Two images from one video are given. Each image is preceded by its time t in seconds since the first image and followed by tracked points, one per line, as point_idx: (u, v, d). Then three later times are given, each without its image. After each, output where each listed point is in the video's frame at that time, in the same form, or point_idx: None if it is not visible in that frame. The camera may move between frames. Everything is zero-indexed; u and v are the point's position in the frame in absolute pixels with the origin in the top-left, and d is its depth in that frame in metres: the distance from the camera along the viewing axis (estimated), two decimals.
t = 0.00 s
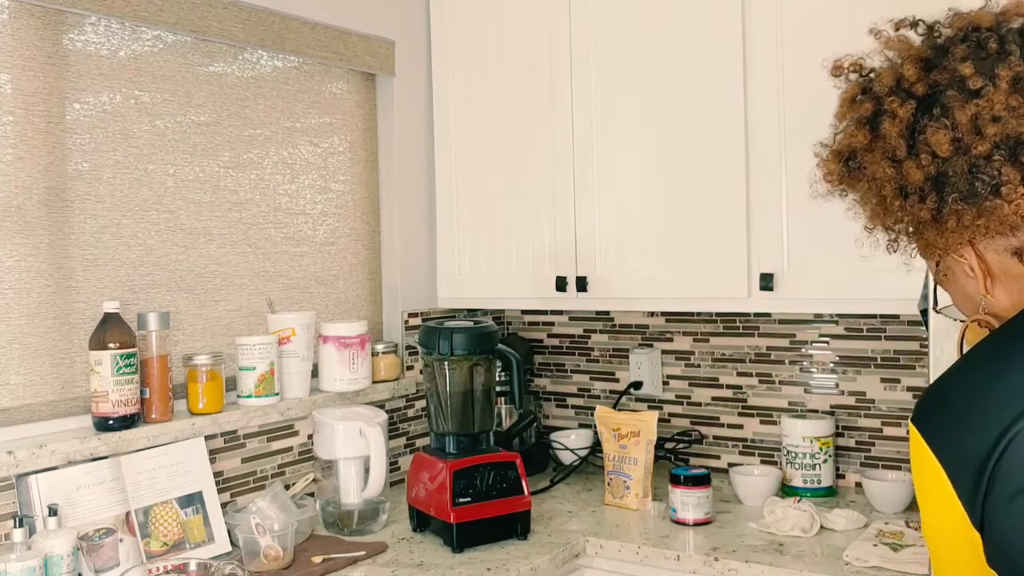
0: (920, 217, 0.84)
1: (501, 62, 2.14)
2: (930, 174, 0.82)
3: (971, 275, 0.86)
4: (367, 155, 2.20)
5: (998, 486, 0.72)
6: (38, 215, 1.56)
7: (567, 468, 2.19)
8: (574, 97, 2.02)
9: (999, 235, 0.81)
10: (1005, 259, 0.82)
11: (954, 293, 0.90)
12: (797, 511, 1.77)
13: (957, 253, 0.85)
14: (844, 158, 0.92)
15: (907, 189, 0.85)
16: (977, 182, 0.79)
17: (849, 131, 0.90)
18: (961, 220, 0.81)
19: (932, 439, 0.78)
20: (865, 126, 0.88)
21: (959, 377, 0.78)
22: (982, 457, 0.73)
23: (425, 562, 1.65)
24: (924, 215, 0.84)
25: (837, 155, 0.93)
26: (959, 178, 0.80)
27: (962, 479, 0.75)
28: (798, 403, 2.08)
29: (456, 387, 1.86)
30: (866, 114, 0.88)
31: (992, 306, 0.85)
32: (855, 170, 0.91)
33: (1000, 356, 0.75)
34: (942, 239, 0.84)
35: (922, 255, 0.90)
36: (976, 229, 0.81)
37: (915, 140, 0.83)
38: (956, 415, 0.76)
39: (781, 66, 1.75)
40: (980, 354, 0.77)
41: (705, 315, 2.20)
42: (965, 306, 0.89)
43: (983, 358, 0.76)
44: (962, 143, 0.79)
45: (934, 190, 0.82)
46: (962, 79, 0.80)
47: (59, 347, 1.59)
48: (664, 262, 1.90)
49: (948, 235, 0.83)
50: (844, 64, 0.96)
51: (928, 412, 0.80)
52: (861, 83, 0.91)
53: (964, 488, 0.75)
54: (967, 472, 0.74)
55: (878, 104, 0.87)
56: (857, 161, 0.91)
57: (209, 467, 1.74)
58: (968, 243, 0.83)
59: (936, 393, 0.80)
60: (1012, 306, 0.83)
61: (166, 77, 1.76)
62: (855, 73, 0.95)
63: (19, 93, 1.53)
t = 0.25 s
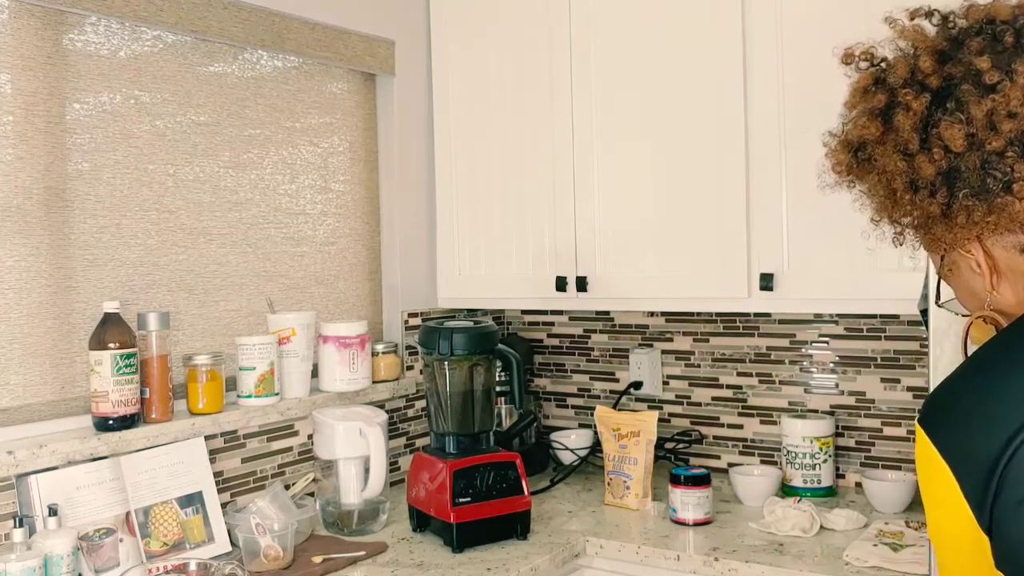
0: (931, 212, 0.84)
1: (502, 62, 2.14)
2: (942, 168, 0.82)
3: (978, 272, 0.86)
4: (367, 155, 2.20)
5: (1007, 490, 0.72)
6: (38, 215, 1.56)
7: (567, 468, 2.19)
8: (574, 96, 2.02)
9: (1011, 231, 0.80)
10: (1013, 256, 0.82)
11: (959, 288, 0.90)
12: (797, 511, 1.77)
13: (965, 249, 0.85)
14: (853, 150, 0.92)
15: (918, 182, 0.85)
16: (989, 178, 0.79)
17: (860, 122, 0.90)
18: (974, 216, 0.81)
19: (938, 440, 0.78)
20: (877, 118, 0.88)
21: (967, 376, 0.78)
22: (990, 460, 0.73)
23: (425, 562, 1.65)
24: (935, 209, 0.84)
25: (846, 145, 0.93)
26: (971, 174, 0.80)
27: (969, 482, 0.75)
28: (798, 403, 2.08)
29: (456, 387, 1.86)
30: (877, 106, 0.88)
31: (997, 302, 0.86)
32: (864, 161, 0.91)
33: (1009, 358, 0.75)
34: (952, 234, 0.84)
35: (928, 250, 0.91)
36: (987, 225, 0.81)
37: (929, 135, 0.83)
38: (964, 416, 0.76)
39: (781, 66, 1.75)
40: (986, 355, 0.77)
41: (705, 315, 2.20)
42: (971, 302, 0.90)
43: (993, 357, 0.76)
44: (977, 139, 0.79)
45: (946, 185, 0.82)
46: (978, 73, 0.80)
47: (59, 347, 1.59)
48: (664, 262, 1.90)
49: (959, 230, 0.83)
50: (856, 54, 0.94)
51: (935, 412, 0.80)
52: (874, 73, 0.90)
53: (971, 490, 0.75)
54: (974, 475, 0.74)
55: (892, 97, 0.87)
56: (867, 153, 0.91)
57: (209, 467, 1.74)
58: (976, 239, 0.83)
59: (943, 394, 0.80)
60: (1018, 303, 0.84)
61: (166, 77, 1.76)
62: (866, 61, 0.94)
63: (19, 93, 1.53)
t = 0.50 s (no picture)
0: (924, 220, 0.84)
1: (502, 63, 2.14)
2: (935, 176, 0.82)
3: (975, 278, 0.86)
4: (367, 155, 2.20)
5: (1007, 493, 0.71)
6: (38, 215, 1.56)
7: (567, 468, 2.19)
8: (574, 96, 2.02)
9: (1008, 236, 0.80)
10: (1009, 261, 0.82)
11: (956, 293, 0.90)
12: (797, 511, 1.77)
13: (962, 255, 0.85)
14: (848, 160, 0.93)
15: (912, 190, 0.85)
16: (983, 184, 0.79)
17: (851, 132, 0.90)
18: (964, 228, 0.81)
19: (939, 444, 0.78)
20: (869, 127, 0.88)
21: (969, 381, 0.78)
22: (990, 462, 0.73)
23: (425, 562, 1.65)
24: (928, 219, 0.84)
25: (840, 155, 0.93)
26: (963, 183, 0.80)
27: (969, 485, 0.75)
28: (798, 403, 2.08)
29: (456, 387, 1.86)
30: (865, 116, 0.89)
31: (995, 307, 0.85)
32: (858, 170, 0.91)
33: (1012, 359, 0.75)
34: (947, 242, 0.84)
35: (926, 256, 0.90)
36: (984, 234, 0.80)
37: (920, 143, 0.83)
38: (966, 420, 0.76)
39: (781, 66, 1.75)
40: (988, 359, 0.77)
41: (705, 315, 2.20)
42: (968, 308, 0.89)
43: (994, 361, 0.76)
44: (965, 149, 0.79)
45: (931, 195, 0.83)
46: (968, 81, 0.80)
47: (59, 347, 1.59)
48: (664, 262, 1.90)
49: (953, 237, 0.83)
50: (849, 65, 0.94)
51: (938, 414, 0.80)
52: (865, 83, 0.91)
53: (971, 491, 0.75)
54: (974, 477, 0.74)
55: (883, 106, 0.87)
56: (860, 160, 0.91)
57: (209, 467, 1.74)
58: (973, 245, 0.83)
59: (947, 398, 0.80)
60: (1016, 310, 0.83)
61: (166, 77, 1.76)
62: (856, 71, 0.94)
63: (19, 93, 1.53)
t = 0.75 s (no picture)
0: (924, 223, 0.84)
1: (502, 64, 2.14)
2: (935, 178, 0.82)
3: (975, 281, 0.85)
4: (367, 155, 2.20)
5: (1005, 492, 0.72)
6: (38, 215, 1.56)
7: (567, 468, 2.19)
8: (574, 96, 2.02)
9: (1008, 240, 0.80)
10: (1009, 263, 0.82)
11: (956, 296, 0.89)
12: (797, 511, 1.77)
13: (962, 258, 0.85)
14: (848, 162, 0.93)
15: (912, 193, 0.85)
16: (982, 186, 0.79)
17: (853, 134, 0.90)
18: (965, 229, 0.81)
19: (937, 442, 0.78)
20: (869, 130, 0.88)
21: (967, 381, 0.78)
22: (988, 461, 0.73)
23: (425, 562, 1.65)
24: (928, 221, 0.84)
25: (842, 158, 0.93)
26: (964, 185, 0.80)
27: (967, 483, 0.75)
28: (798, 403, 2.08)
29: (456, 387, 1.86)
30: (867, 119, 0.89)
31: (994, 310, 0.85)
32: (861, 173, 0.91)
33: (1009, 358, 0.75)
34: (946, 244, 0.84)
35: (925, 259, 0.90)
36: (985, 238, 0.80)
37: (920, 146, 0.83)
38: (963, 420, 0.76)
39: (780, 67, 1.75)
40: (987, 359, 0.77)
41: (705, 315, 2.20)
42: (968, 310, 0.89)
43: (992, 362, 0.76)
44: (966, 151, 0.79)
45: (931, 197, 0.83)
46: (968, 84, 0.80)
47: (58, 347, 1.59)
48: (664, 263, 1.90)
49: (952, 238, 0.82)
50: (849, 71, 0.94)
51: (936, 413, 0.80)
52: (867, 88, 0.91)
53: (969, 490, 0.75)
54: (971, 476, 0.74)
55: (884, 109, 0.88)
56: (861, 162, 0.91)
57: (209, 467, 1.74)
58: (972, 248, 0.82)
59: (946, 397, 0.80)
60: (1015, 313, 0.83)
61: (166, 77, 1.76)
62: (859, 77, 0.95)
63: (19, 93, 1.53)
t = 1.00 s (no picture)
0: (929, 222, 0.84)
1: (502, 64, 2.14)
2: (940, 176, 0.82)
3: (980, 279, 0.85)
4: (367, 155, 2.20)
5: (1008, 488, 0.72)
6: (38, 215, 1.56)
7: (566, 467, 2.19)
8: (575, 96, 2.02)
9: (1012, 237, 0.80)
10: (1014, 261, 0.82)
11: (963, 295, 0.89)
12: (797, 511, 1.77)
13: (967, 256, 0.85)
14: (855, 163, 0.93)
15: (917, 190, 0.85)
16: (986, 184, 0.79)
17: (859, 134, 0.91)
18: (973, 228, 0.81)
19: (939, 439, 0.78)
20: (875, 129, 0.89)
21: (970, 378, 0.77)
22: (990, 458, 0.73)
23: (425, 562, 1.65)
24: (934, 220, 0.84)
25: (848, 157, 0.93)
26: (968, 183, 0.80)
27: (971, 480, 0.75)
28: (798, 403, 2.08)
29: (456, 387, 1.86)
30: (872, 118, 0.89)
31: (999, 308, 0.85)
32: (866, 172, 0.91)
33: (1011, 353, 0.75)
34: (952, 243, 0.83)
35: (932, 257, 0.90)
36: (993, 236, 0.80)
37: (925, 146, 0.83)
38: (965, 417, 0.76)
39: (780, 67, 1.75)
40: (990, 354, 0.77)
41: (705, 315, 2.20)
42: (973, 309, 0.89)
43: (994, 359, 0.76)
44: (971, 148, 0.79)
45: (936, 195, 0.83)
46: (973, 83, 0.81)
47: (59, 347, 1.59)
48: (664, 263, 1.90)
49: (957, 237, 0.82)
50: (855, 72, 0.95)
51: (937, 409, 0.80)
52: (873, 86, 0.91)
53: (974, 487, 0.75)
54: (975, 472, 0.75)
55: (889, 107, 0.88)
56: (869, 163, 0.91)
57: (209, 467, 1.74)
58: (977, 246, 0.82)
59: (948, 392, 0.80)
60: (1019, 310, 0.83)
61: (165, 77, 1.76)
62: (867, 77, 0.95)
63: (18, 93, 1.53)
